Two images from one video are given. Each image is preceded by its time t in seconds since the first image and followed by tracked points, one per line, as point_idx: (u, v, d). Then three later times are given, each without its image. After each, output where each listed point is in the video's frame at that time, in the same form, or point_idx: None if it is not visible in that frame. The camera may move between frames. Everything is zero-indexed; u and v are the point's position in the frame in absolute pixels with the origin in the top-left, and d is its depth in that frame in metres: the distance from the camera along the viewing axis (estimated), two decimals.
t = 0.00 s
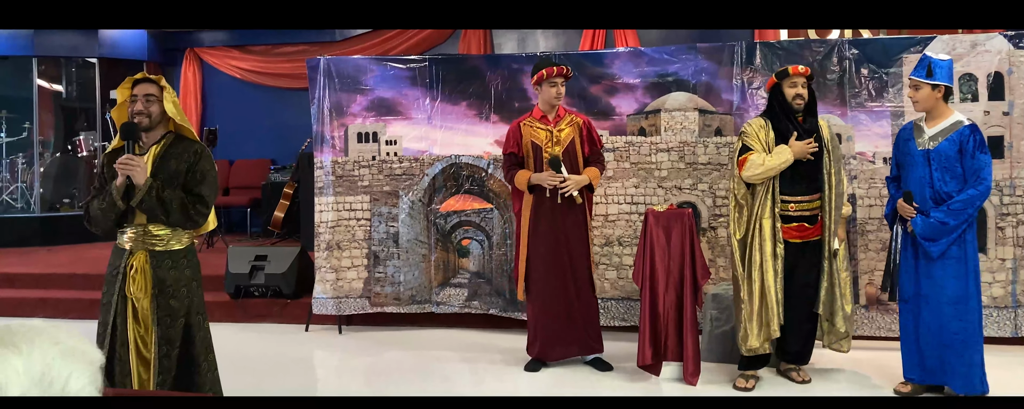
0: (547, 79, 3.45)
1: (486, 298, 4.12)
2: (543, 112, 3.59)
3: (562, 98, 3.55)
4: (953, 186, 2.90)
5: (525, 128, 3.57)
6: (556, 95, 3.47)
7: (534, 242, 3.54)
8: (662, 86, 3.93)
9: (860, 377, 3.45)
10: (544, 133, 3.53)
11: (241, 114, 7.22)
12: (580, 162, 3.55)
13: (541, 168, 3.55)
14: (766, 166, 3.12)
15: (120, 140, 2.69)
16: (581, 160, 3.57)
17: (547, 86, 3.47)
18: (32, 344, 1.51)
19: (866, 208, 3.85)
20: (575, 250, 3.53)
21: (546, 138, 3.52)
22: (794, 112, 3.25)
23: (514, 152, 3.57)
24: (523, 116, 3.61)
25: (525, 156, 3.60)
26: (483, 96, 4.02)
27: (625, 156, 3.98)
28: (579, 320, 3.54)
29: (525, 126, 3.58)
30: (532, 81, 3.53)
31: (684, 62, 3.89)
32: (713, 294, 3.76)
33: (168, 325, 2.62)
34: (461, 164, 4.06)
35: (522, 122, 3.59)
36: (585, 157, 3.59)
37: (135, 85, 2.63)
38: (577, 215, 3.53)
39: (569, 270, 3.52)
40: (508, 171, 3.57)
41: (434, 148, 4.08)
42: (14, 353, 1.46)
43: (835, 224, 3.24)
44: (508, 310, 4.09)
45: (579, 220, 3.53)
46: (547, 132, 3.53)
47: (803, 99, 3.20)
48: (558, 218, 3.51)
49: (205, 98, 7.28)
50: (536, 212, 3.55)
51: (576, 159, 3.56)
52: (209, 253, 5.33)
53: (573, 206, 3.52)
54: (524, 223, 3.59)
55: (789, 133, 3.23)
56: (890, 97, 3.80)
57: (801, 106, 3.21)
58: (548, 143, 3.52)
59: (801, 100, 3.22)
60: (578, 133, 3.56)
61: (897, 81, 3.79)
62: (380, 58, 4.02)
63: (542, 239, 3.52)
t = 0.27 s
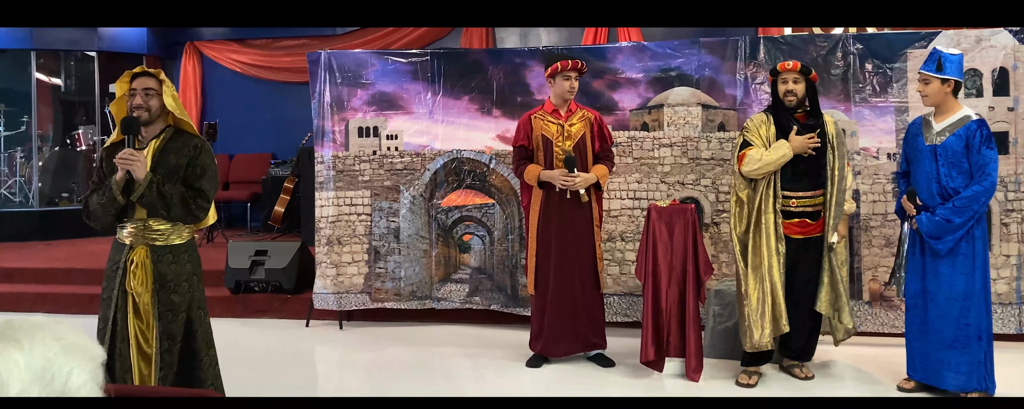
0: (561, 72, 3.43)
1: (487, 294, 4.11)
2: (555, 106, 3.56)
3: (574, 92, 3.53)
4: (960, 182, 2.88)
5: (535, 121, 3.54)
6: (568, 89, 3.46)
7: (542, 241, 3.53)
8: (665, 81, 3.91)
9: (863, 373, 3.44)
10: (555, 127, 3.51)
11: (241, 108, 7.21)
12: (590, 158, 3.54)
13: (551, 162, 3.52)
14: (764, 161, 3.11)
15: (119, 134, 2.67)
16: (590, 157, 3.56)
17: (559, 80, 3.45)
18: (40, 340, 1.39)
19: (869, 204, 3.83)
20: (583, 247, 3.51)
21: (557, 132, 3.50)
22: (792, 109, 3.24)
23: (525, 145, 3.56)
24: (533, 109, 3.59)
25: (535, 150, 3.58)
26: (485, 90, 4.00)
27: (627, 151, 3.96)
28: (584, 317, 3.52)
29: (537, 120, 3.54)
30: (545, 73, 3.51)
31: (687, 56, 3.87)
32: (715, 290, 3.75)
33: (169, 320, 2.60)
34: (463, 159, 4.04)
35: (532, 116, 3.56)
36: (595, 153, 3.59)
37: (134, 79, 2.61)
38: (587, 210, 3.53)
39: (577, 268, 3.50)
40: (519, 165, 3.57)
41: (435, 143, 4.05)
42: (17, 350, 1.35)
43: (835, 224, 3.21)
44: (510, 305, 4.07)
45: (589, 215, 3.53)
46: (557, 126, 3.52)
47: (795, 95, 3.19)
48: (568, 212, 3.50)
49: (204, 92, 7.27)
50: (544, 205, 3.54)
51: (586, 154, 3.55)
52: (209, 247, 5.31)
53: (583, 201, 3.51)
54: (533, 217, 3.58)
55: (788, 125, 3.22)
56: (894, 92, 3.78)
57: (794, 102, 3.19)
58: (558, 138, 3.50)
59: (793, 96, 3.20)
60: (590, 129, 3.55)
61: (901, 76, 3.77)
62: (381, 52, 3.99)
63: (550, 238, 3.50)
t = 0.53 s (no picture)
0: (567, 67, 3.40)
1: (487, 292, 4.07)
2: (561, 102, 3.54)
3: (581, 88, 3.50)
4: (973, 179, 2.92)
5: (541, 116, 3.53)
6: (574, 85, 3.43)
7: (549, 237, 3.52)
8: (667, 77, 3.88)
9: (866, 371, 3.42)
10: (561, 122, 3.49)
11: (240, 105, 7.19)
12: (595, 154, 3.51)
13: (556, 158, 3.50)
14: (757, 160, 3.11)
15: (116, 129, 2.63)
16: (596, 153, 3.54)
17: (566, 76, 3.42)
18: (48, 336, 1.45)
19: (872, 200, 3.81)
20: (587, 244, 3.49)
21: (563, 127, 3.48)
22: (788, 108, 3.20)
23: (530, 138, 3.52)
24: (539, 104, 3.57)
25: (540, 144, 3.55)
26: (485, 86, 3.97)
27: (629, 147, 3.93)
28: (587, 314, 3.50)
29: (543, 115, 3.53)
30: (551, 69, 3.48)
31: (689, 52, 3.85)
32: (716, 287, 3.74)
33: (169, 317, 2.57)
34: (464, 155, 4.00)
35: (538, 111, 3.55)
36: (601, 149, 3.56)
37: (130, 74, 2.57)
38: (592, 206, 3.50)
39: (581, 264, 3.47)
40: (524, 159, 3.51)
41: (435, 139, 4.02)
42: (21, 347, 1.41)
43: (835, 223, 3.18)
44: (510, 302, 4.04)
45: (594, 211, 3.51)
46: (563, 121, 3.49)
47: (789, 91, 3.14)
48: (575, 208, 3.48)
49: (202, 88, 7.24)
50: (550, 200, 3.51)
51: (591, 151, 3.52)
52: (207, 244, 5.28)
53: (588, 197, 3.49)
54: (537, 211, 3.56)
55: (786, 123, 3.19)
56: (897, 88, 3.76)
57: (787, 98, 3.14)
58: (564, 133, 3.47)
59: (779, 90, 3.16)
60: (596, 125, 3.53)
61: (904, 72, 3.75)
62: (381, 47, 3.96)
63: (557, 233, 3.49)
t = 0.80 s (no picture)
0: (569, 64, 3.37)
1: (486, 290, 4.04)
2: (563, 99, 3.52)
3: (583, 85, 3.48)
4: (984, 177, 2.92)
5: (544, 113, 3.50)
6: (577, 81, 3.41)
7: (552, 235, 3.50)
8: (668, 74, 3.86)
9: (869, 370, 3.40)
10: (563, 120, 3.47)
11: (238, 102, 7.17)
12: (596, 152, 3.47)
13: (558, 155, 3.47)
14: (750, 160, 3.12)
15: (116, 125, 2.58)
16: (598, 151, 3.50)
17: (569, 72, 3.40)
18: (54, 328, 1.27)
19: (874, 198, 3.79)
20: (590, 241, 3.45)
21: (565, 125, 3.46)
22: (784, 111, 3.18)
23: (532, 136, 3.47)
24: (540, 102, 3.54)
25: (542, 142, 3.51)
26: (485, 83, 3.94)
27: (630, 145, 3.91)
28: (589, 312, 3.47)
29: (543, 112, 3.50)
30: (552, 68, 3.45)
31: (690, 49, 3.83)
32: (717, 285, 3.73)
33: (171, 315, 2.52)
34: (464, 152, 3.98)
35: (539, 108, 3.52)
36: (602, 147, 3.52)
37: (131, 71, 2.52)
38: (592, 205, 3.48)
39: (585, 262, 3.45)
40: (528, 158, 3.47)
41: (435, 136, 3.99)
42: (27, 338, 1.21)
43: (834, 224, 3.12)
44: (509, 302, 4.01)
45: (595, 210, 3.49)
46: (566, 119, 3.48)
47: (784, 89, 3.11)
48: (575, 207, 3.46)
49: (200, 85, 7.22)
50: (550, 198, 3.51)
51: (594, 148, 3.49)
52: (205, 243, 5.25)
53: (589, 196, 3.47)
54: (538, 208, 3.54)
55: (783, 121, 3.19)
56: (899, 85, 3.74)
57: (783, 97, 3.11)
58: (566, 129, 3.46)
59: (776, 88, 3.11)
60: (599, 122, 3.50)
61: (906, 69, 3.73)
62: (380, 43, 3.93)
63: (560, 231, 3.48)
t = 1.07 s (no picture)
0: (569, 63, 3.35)
1: (485, 290, 4.02)
2: (563, 98, 3.50)
3: (583, 83, 3.45)
4: (990, 176, 2.90)
5: (544, 113, 3.47)
6: (578, 79, 3.38)
7: (552, 235, 3.48)
8: (669, 72, 3.84)
9: (872, 370, 3.38)
10: (563, 119, 3.45)
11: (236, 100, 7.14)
12: (598, 151, 3.46)
13: (558, 154, 3.45)
14: (744, 160, 3.12)
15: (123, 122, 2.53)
16: (599, 150, 3.48)
17: (570, 70, 3.37)
18: (88, 328, 1.14)
19: (876, 197, 3.77)
20: (590, 242, 3.43)
21: (565, 124, 3.44)
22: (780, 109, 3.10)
23: (531, 137, 3.47)
24: (540, 101, 3.52)
25: (541, 142, 3.49)
26: (486, 81, 3.92)
27: (631, 143, 3.89)
28: (588, 312, 3.44)
29: (543, 111, 3.48)
30: (551, 67, 3.42)
31: (691, 47, 3.80)
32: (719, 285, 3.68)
33: (176, 314, 2.50)
34: (464, 151, 3.96)
35: (539, 108, 3.49)
36: (603, 146, 3.51)
37: (139, 69, 2.47)
38: (592, 204, 3.45)
39: (585, 262, 3.43)
40: (524, 159, 3.50)
41: (434, 134, 3.97)
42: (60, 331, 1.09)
43: (824, 225, 3.06)
44: (508, 302, 3.99)
45: (596, 209, 3.46)
46: (566, 118, 3.45)
47: (778, 90, 3.05)
48: (575, 207, 3.43)
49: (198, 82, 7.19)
50: (551, 198, 3.47)
51: (596, 149, 3.47)
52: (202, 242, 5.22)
53: (590, 196, 3.44)
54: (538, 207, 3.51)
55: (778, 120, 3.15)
56: (901, 84, 3.72)
57: (777, 96, 3.06)
58: (566, 129, 3.43)
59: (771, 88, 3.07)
60: (600, 121, 3.47)
61: (909, 68, 3.71)
62: (380, 41, 3.91)
63: (560, 231, 3.46)
